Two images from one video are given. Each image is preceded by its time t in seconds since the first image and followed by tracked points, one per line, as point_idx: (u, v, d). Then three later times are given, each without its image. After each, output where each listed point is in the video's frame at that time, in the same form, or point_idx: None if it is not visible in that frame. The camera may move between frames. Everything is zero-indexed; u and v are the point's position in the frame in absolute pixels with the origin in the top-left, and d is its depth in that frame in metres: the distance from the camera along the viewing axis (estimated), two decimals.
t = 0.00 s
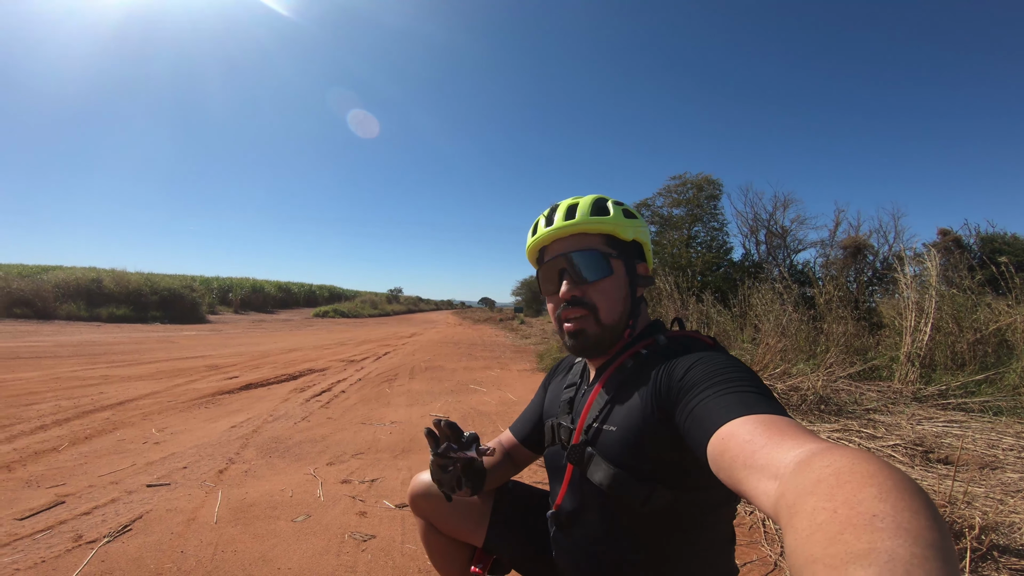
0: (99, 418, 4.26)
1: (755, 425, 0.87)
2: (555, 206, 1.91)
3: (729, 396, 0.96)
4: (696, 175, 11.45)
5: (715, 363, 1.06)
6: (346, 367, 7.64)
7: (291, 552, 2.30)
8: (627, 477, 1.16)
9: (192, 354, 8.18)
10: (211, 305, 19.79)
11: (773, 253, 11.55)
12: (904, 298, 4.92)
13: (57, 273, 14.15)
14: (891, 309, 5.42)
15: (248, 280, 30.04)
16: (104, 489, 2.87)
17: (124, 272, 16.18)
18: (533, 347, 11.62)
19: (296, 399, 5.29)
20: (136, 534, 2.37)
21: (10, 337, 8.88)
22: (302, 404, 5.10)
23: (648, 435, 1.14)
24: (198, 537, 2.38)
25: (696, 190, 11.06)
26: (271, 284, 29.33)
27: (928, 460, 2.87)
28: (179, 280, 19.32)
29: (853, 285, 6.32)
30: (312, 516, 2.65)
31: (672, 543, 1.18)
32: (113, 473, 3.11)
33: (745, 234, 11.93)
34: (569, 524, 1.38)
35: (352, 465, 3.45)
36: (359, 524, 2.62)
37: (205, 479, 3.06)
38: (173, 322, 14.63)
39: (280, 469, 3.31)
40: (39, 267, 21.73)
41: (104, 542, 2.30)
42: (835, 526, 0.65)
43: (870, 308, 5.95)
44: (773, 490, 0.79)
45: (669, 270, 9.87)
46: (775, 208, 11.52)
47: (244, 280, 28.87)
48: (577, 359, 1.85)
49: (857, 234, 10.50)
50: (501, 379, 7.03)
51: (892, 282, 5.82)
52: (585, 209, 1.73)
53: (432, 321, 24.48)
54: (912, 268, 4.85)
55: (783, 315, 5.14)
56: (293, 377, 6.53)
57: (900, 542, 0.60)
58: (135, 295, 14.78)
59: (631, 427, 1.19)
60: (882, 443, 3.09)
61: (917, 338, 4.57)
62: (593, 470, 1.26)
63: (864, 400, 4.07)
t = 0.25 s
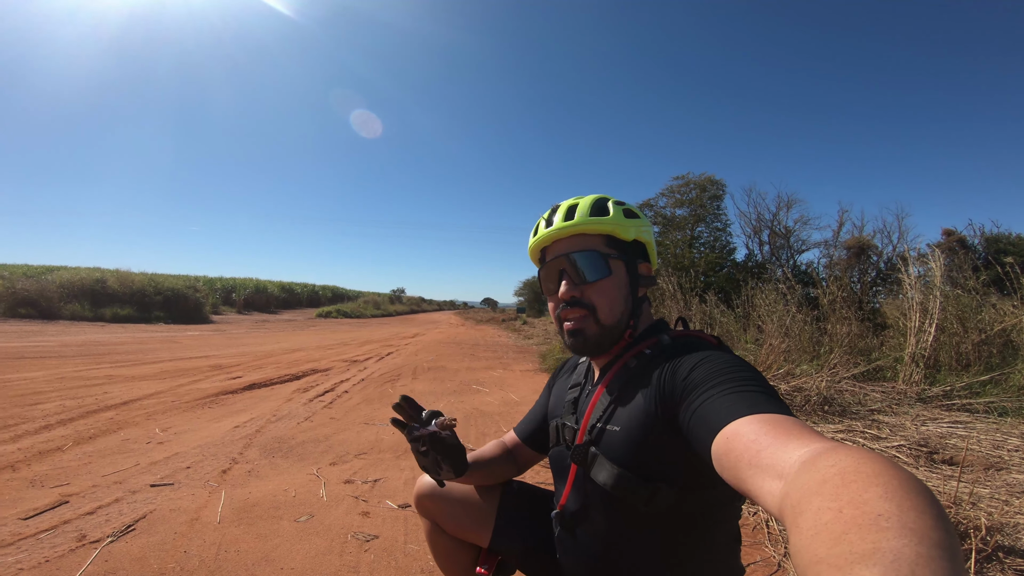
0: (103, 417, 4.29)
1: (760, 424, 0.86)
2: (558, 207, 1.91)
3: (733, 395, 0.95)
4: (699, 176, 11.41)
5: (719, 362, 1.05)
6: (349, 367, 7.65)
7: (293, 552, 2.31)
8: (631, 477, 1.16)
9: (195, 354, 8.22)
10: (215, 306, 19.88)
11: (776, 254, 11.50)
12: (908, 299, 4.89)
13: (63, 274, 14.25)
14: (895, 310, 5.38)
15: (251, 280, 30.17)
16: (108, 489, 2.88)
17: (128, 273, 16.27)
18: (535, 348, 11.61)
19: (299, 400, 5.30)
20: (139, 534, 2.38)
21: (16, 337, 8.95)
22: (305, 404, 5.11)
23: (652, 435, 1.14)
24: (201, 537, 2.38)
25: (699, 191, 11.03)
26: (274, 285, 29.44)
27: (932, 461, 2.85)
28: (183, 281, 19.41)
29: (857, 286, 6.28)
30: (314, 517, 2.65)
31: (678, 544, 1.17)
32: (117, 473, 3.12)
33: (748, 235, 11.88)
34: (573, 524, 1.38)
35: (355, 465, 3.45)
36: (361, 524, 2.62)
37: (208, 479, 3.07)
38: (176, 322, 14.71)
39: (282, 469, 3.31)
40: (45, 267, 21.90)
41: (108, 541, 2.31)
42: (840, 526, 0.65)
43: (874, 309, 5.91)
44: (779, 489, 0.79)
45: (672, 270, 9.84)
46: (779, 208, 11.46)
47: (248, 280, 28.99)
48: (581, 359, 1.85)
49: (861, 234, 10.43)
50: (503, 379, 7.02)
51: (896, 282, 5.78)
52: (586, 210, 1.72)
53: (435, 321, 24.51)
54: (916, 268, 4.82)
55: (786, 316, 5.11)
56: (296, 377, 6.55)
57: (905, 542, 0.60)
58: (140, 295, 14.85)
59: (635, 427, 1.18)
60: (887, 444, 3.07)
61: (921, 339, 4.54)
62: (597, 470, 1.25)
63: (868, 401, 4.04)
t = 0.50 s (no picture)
0: (106, 418, 4.30)
1: (770, 428, 0.85)
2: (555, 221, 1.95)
3: (741, 399, 0.93)
4: (700, 176, 11.39)
5: (728, 365, 1.02)
6: (351, 368, 7.66)
7: (297, 553, 2.31)
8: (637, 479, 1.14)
9: (197, 355, 8.24)
10: (216, 306, 19.93)
11: (778, 253, 11.48)
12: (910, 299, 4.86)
13: (65, 275, 14.30)
14: (897, 309, 5.36)
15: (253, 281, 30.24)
16: (112, 490, 2.89)
17: (130, 273, 16.33)
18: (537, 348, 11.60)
19: (301, 400, 5.31)
20: (143, 535, 2.39)
21: (19, 338, 8.99)
22: (307, 405, 5.12)
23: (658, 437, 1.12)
24: (204, 538, 2.39)
25: (700, 190, 11.01)
26: (276, 286, 29.49)
27: (936, 461, 2.84)
28: (185, 282, 19.47)
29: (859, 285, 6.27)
30: (317, 517, 2.65)
31: (685, 546, 1.16)
32: (120, 474, 3.13)
33: (749, 234, 11.86)
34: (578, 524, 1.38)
35: (357, 466, 3.45)
36: (365, 525, 2.62)
37: (212, 480, 3.07)
38: (178, 323, 14.75)
39: (285, 469, 3.32)
40: (48, 269, 21.99)
41: (112, 543, 2.32)
42: (850, 532, 0.65)
43: (876, 309, 5.89)
44: (788, 493, 0.79)
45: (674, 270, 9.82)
46: (780, 207, 11.44)
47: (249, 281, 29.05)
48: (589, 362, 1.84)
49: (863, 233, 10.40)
50: (505, 379, 7.02)
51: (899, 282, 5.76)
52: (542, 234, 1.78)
53: (436, 322, 24.54)
54: (919, 268, 4.79)
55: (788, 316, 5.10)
56: (298, 378, 6.56)
57: (916, 549, 0.60)
58: (142, 296, 14.89)
59: (641, 429, 1.17)
60: (890, 444, 3.06)
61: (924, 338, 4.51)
62: (603, 471, 1.24)
63: (871, 401, 4.03)
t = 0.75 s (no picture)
0: (109, 420, 4.31)
1: (762, 420, 0.85)
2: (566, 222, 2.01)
3: (734, 391, 0.93)
4: (701, 177, 11.40)
5: (722, 356, 1.03)
6: (352, 370, 7.67)
7: (301, 553, 2.31)
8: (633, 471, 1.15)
9: (199, 358, 8.25)
10: (218, 309, 19.95)
11: (778, 254, 11.48)
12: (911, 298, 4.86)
13: (67, 278, 14.33)
14: (898, 309, 5.35)
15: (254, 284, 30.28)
16: (116, 491, 2.90)
17: (132, 277, 16.36)
18: (538, 349, 11.60)
19: (303, 402, 5.31)
20: (147, 535, 2.39)
21: (21, 341, 9.01)
22: (310, 407, 5.13)
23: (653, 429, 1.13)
24: (208, 538, 2.39)
25: (701, 191, 11.01)
26: (277, 289, 29.52)
27: (937, 460, 2.83)
28: (186, 285, 19.50)
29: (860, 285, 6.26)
30: (321, 517, 2.66)
31: (682, 537, 1.17)
32: (124, 475, 3.14)
33: (750, 235, 11.85)
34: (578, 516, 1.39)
35: (360, 466, 3.46)
36: (368, 525, 2.62)
37: (215, 481, 3.08)
38: (180, 326, 14.77)
39: (288, 470, 3.32)
40: (50, 272, 22.03)
41: (116, 543, 2.32)
42: (842, 524, 0.65)
43: (877, 309, 5.88)
44: (781, 486, 0.79)
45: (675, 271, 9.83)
46: (781, 208, 11.45)
47: (250, 284, 29.09)
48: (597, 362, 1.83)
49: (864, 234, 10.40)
50: (507, 381, 7.02)
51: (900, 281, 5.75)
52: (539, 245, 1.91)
53: (437, 324, 24.55)
54: (919, 268, 4.79)
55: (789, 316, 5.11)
56: (300, 380, 6.56)
57: (906, 540, 0.60)
58: (144, 299, 14.91)
59: (636, 422, 1.17)
60: (891, 443, 3.05)
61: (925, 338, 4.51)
62: (601, 464, 1.26)
63: (873, 400, 4.02)
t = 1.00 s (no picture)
0: (112, 424, 4.30)
1: (777, 417, 0.85)
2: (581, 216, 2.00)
3: (747, 388, 0.92)
4: (700, 179, 11.43)
5: (734, 354, 1.02)
6: (354, 373, 7.66)
7: (306, 555, 2.31)
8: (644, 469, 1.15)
9: (200, 362, 8.24)
10: (218, 314, 19.95)
11: (778, 256, 11.49)
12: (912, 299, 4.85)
13: (67, 284, 14.34)
14: (899, 309, 5.35)
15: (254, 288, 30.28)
16: (120, 494, 2.89)
17: (133, 282, 16.38)
18: (539, 352, 11.59)
19: (305, 405, 5.31)
20: (152, 539, 2.39)
21: (22, 346, 9.00)
22: (312, 410, 5.12)
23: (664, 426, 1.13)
24: (213, 541, 2.38)
25: (700, 194, 11.04)
26: (277, 294, 29.54)
27: (942, 459, 2.82)
28: (187, 290, 19.51)
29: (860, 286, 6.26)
30: (326, 520, 2.65)
31: (694, 535, 1.16)
32: (127, 478, 3.13)
33: (750, 237, 11.87)
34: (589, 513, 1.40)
35: (363, 469, 3.45)
36: (372, 527, 2.61)
37: (219, 484, 3.07)
38: (180, 331, 14.77)
39: (291, 473, 3.32)
40: (51, 278, 22.03)
41: (121, 546, 2.32)
42: (858, 523, 0.65)
43: (878, 309, 5.88)
44: (795, 484, 0.78)
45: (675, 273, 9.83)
46: (780, 210, 11.47)
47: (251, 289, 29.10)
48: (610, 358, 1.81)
49: (864, 235, 10.41)
50: (508, 383, 7.01)
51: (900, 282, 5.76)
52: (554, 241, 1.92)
53: (437, 328, 24.54)
54: (919, 268, 4.78)
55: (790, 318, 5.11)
56: (302, 384, 6.55)
57: (924, 540, 0.59)
58: (144, 304, 14.91)
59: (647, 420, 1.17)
60: (895, 443, 3.05)
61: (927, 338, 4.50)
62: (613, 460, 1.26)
63: (875, 400, 4.01)
